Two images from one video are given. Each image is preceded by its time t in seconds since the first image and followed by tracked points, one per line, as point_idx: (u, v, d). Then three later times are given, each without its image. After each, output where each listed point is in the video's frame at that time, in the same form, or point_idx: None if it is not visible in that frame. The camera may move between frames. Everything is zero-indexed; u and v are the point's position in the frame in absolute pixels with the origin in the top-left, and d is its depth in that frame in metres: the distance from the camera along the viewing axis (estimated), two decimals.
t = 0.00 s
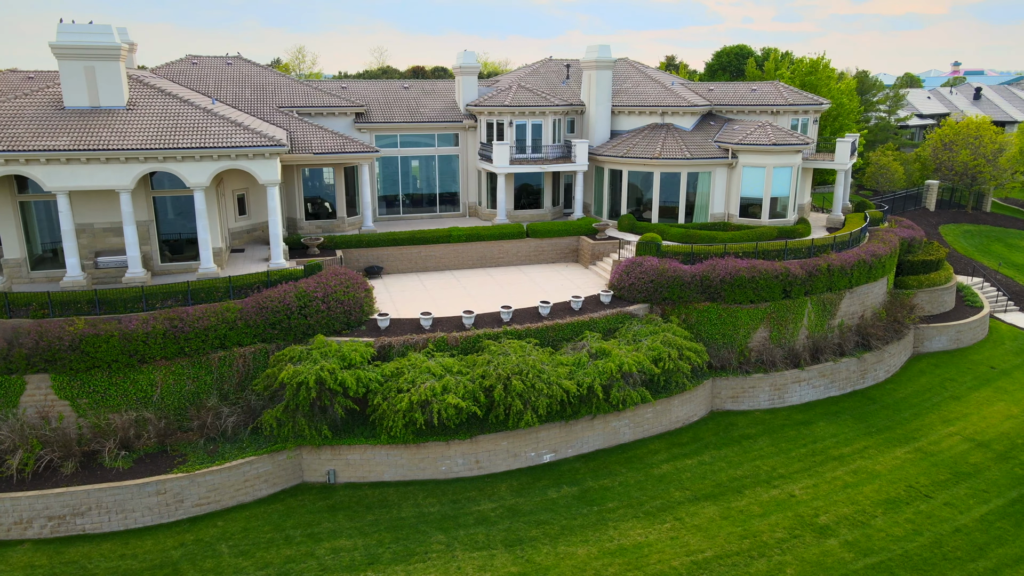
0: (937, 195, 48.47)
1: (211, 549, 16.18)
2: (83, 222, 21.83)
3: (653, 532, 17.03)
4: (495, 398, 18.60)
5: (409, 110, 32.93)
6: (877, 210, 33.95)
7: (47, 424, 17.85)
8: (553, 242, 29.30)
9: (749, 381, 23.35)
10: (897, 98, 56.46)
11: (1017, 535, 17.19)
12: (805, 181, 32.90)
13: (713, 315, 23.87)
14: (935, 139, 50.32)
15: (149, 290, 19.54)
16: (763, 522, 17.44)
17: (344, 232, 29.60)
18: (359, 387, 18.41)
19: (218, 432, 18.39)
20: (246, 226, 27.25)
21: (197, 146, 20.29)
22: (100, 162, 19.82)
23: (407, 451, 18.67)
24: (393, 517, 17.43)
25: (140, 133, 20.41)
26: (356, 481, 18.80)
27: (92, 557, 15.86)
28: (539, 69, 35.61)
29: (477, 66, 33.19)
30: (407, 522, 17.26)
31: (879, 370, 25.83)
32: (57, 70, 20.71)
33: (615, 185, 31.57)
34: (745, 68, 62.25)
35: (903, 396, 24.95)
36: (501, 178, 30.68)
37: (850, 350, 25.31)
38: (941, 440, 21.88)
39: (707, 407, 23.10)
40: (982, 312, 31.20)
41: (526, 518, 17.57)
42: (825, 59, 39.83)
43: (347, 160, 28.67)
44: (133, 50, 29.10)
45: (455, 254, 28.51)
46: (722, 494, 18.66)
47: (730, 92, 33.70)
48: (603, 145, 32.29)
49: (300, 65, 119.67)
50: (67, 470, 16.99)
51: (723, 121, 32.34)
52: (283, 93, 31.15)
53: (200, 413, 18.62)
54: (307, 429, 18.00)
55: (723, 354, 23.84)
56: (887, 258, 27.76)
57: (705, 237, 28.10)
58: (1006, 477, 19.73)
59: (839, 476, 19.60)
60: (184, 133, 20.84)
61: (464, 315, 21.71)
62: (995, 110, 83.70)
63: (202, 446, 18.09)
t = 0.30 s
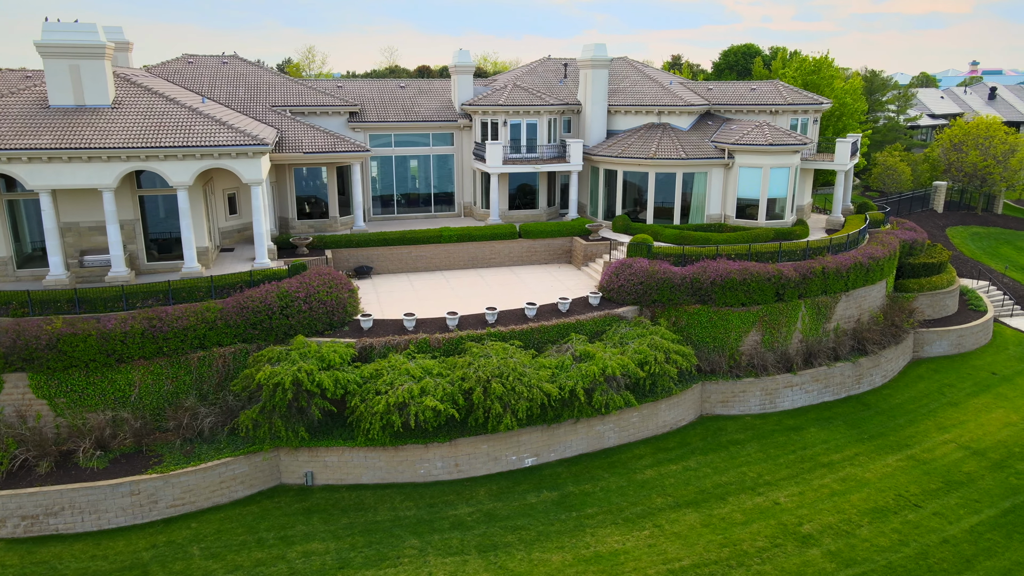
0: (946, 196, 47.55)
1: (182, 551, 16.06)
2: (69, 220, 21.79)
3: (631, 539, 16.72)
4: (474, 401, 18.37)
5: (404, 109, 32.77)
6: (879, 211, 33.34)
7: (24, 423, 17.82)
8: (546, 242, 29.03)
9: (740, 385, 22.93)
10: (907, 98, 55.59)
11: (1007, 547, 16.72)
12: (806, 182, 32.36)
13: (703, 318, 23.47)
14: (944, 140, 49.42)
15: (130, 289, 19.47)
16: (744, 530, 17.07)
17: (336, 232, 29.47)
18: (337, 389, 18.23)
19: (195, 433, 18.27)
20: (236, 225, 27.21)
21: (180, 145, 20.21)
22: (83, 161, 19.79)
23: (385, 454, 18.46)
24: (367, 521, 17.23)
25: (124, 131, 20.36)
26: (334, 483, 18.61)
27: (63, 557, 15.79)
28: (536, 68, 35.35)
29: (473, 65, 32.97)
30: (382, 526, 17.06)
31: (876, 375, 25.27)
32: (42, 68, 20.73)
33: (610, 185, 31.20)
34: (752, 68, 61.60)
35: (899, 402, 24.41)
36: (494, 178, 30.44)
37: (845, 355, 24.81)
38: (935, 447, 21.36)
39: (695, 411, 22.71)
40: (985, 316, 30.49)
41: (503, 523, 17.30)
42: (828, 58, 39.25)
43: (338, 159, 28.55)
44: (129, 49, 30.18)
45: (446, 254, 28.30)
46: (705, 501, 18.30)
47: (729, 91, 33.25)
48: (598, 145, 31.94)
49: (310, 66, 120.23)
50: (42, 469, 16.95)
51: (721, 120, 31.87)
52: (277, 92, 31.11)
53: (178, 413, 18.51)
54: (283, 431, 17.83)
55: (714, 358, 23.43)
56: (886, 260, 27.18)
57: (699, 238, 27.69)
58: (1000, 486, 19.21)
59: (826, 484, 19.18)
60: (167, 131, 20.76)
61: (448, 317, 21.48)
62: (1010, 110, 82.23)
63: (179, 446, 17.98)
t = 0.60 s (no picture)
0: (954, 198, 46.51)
1: (153, 553, 15.95)
2: (55, 220, 21.74)
3: (607, 546, 16.41)
4: (452, 404, 18.14)
5: (399, 109, 32.62)
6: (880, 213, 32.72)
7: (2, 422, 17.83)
8: (538, 243, 28.75)
9: (729, 390, 22.52)
10: (916, 98, 54.67)
11: (994, 560, 16.28)
12: (806, 183, 31.85)
13: (693, 321, 23.07)
14: (952, 141, 48.50)
15: (110, 289, 19.42)
16: (724, 539, 16.71)
17: (328, 232, 29.38)
18: (314, 391, 18.06)
19: (172, 433, 18.19)
20: (226, 224, 27.18)
21: (162, 144, 20.14)
22: (65, 160, 19.77)
23: (362, 456, 18.26)
24: (342, 524, 17.05)
25: (106, 130, 20.31)
26: (311, 486, 18.45)
27: (34, 558, 15.73)
28: (533, 67, 35.06)
29: (468, 64, 32.74)
30: (356, 530, 16.87)
31: (871, 381, 24.75)
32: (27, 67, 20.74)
33: (605, 186, 30.86)
34: (760, 67, 60.88)
35: (894, 407, 23.89)
36: (487, 179, 30.20)
37: (839, 359, 24.33)
38: (928, 455, 20.85)
39: (684, 416, 22.34)
40: (989, 321, 29.80)
41: (479, 528, 17.04)
42: (832, 58, 38.65)
43: (329, 159, 28.43)
44: (124, 48, 31.33)
45: (437, 255, 28.10)
46: (687, 508, 17.95)
47: (727, 91, 32.79)
48: (594, 145, 31.60)
49: (320, 65, 120.73)
50: (17, 469, 16.91)
51: (718, 120, 31.39)
52: (271, 92, 31.06)
53: (156, 413, 18.45)
54: (259, 432, 17.66)
55: (703, 361, 23.03)
56: (884, 263, 26.62)
57: (693, 240, 27.27)
58: (992, 496, 18.70)
59: (812, 492, 18.76)
60: (150, 130, 20.70)
61: (431, 318, 21.27)
62: None
63: (155, 447, 17.90)
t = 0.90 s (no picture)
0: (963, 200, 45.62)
1: (123, 555, 15.87)
2: (41, 218, 21.76)
3: (582, 554, 16.13)
4: (430, 407, 17.93)
5: (393, 109, 32.50)
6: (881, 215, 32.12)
7: None
8: (531, 244, 28.49)
9: (718, 394, 22.14)
10: (926, 98, 53.74)
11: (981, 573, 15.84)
12: (804, 185, 31.12)
13: (682, 324, 22.70)
14: (962, 142, 47.59)
15: (91, 288, 19.39)
16: (703, 547, 16.38)
17: (319, 232, 29.27)
18: (291, 392, 17.90)
19: (149, 434, 18.10)
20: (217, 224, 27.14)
21: (145, 143, 20.09)
22: (48, 158, 19.77)
23: (339, 459, 18.09)
24: (316, 528, 16.88)
25: (90, 129, 20.30)
26: (288, 488, 18.29)
27: (5, 558, 15.70)
28: (530, 66, 34.80)
29: (463, 64, 32.54)
30: (329, 533, 16.69)
31: (866, 386, 24.24)
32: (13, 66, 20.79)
33: (599, 186, 30.52)
34: (767, 67, 60.19)
35: (889, 414, 23.37)
36: (479, 179, 29.98)
37: (833, 364, 23.85)
38: (921, 463, 20.36)
39: (671, 420, 21.98)
40: (991, 325, 29.12)
41: (453, 533, 16.82)
42: (835, 57, 38.06)
43: (321, 159, 28.33)
44: (120, 48, 31.67)
45: (428, 255, 27.91)
46: (667, 515, 17.62)
47: (726, 91, 32.34)
48: (589, 145, 31.26)
49: (330, 66, 121.28)
50: None
51: (715, 120, 30.94)
52: (265, 91, 31.04)
53: (133, 413, 18.37)
54: (235, 434, 17.54)
55: (692, 365, 22.65)
56: (881, 266, 26.08)
57: (686, 242, 26.89)
58: (983, 506, 18.22)
59: (798, 500, 18.36)
60: (134, 129, 20.66)
61: (414, 320, 21.07)
62: None
63: (132, 447, 17.83)
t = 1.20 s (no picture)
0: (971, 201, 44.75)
1: (94, 556, 15.80)
2: (27, 217, 21.79)
3: (557, 561, 15.86)
4: (407, 410, 17.73)
5: (388, 108, 32.37)
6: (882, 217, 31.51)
7: None
8: (522, 245, 28.22)
9: (706, 399, 21.75)
10: (936, 98, 52.81)
11: None
12: (804, 186, 30.55)
13: (671, 327, 22.34)
14: (971, 142, 46.69)
15: (72, 287, 19.37)
16: (680, 556, 16.07)
17: (311, 232, 29.16)
18: (268, 394, 17.76)
19: (127, 434, 18.04)
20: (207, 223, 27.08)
21: (127, 142, 20.04)
22: (31, 157, 19.78)
23: (316, 461, 17.92)
24: (290, 531, 16.72)
25: (74, 128, 20.29)
26: (265, 490, 18.14)
27: None
28: (527, 66, 34.52)
29: (458, 63, 32.32)
30: (303, 537, 16.52)
31: (860, 392, 23.74)
32: None
33: (594, 187, 30.18)
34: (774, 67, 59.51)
35: (883, 420, 22.87)
36: (471, 179, 29.74)
37: (826, 369, 23.37)
38: (912, 471, 19.88)
39: (658, 425, 21.62)
40: (994, 330, 28.45)
41: (428, 538, 16.61)
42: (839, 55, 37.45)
43: (312, 158, 28.22)
44: (117, 47, 31.83)
45: (418, 256, 27.74)
46: (646, 522, 17.30)
47: (724, 90, 31.89)
48: (584, 145, 30.93)
49: (340, 66, 121.69)
50: None
51: (712, 120, 30.47)
52: (260, 91, 31.01)
53: (111, 414, 18.30)
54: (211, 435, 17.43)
55: (681, 369, 22.27)
56: (878, 270, 25.54)
57: (679, 243, 26.50)
58: (974, 517, 17.75)
59: (782, 508, 17.97)
60: (118, 128, 20.65)
61: (397, 321, 20.87)
62: None
63: (109, 447, 17.77)
